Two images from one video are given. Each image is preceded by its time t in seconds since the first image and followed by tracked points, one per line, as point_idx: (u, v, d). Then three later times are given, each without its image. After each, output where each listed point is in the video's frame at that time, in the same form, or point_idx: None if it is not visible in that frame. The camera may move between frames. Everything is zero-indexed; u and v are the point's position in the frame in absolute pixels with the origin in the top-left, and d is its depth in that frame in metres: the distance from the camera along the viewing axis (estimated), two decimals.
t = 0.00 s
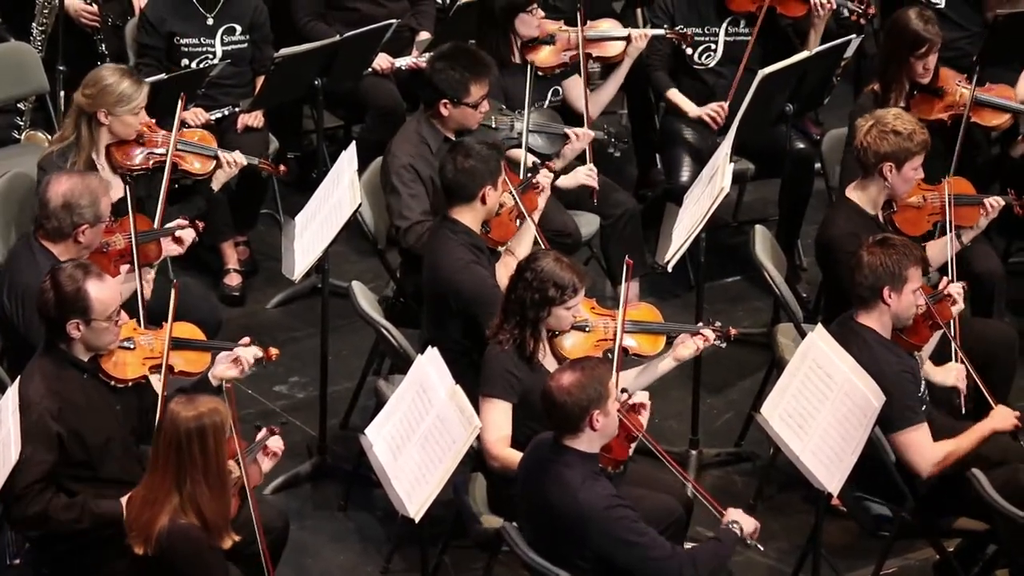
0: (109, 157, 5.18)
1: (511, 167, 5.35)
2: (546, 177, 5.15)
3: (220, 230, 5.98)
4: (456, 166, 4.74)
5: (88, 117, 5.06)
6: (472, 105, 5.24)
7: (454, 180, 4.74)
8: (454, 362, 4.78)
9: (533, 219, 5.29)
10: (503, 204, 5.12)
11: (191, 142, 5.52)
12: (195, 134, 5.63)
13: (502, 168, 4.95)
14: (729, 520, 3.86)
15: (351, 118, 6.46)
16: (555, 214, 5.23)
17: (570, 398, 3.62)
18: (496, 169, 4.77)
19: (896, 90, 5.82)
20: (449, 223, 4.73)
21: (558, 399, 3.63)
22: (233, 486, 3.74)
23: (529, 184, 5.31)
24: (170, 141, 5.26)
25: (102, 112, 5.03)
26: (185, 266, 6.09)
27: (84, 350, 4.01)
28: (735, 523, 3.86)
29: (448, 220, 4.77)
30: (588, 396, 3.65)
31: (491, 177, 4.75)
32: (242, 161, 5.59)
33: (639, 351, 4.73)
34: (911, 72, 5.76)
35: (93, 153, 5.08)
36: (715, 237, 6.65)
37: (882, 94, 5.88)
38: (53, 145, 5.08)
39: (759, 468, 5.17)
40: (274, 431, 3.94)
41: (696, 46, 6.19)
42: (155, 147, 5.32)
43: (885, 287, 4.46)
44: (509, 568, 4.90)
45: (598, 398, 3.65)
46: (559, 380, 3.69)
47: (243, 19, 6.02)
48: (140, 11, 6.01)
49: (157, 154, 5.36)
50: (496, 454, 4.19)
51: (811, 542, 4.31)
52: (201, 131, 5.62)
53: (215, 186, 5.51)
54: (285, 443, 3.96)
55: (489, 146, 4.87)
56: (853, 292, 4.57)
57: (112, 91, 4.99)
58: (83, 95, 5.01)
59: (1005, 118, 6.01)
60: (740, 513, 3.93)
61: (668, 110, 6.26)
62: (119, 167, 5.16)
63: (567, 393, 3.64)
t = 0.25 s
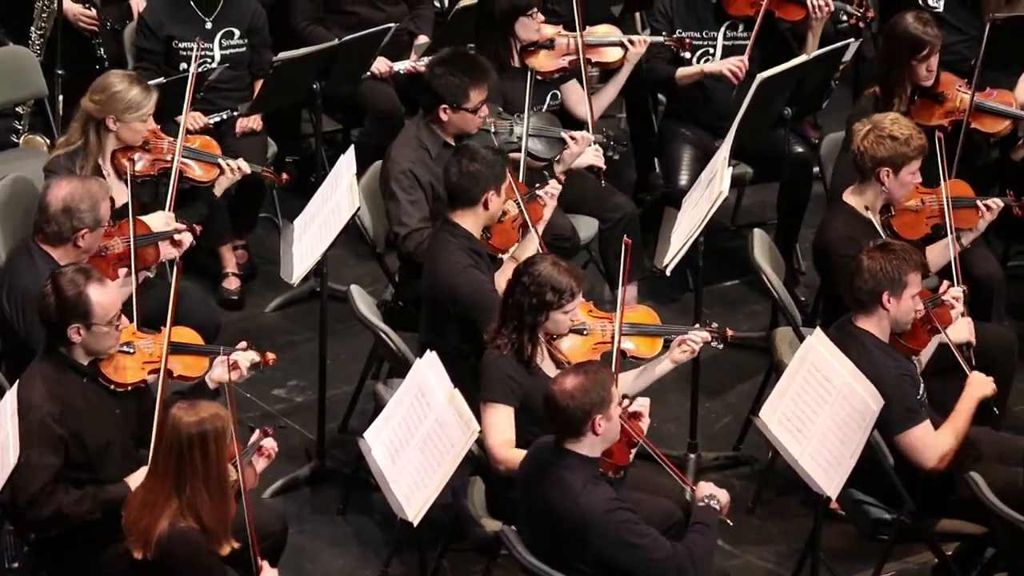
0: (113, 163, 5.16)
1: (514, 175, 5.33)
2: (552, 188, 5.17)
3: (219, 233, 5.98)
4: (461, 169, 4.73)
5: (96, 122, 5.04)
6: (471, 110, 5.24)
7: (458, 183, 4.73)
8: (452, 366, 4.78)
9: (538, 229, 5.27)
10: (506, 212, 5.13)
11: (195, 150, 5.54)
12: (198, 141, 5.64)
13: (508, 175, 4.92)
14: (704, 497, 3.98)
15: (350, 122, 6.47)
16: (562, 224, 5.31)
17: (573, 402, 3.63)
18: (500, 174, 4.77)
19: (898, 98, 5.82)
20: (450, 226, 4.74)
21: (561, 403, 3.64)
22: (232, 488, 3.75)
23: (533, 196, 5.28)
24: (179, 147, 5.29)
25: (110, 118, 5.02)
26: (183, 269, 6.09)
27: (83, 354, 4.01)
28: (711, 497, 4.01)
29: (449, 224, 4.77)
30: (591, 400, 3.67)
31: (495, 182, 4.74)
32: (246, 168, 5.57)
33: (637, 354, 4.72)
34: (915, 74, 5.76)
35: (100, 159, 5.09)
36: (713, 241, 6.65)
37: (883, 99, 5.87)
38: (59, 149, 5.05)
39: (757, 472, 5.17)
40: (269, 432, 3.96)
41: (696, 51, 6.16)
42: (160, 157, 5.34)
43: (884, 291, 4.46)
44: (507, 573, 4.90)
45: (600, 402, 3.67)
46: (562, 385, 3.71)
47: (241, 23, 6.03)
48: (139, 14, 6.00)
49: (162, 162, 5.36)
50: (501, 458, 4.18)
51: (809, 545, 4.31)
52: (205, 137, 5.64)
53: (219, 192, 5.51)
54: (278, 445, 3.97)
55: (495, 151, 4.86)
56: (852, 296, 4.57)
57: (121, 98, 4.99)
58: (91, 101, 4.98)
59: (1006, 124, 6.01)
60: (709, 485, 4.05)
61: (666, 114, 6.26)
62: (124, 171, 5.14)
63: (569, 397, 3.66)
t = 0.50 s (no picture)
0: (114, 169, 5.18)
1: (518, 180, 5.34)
2: (557, 193, 5.18)
3: (218, 235, 5.98)
4: (466, 171, 4.73)
5: (103, 132, 5.05)
6: (469, 110, 5.26)
7: (463, 184, 4.72)
8: (452, 368, 4.78)
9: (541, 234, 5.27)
10: (507, 216, 5.09)
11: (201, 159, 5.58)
12: (200, 148, 5.68)
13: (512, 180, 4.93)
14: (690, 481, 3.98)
15: (350, 124, 6.46)
16: (563, 228, 5.33)
17: (575, 404, 3.64)
18: (503, 177, 4.77)
19: (898, 101, 5.83)
20: (450, 228, 4.75)
21: (564, 404, 3.65)
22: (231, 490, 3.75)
23: (535, 201, 5.30)
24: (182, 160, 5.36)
25: (118, 129, 5.03)
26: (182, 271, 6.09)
27: (84, 356, 4.01)
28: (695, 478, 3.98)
29: (450, 225, 4.78)
30: (594, 402, 3.68)
31: (499, 185, 4.75)
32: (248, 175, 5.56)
33: (636, 357, 4.73)
34: (915, 79, 5.75)
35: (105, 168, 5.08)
36: (712, 242, 6.65)
37: (883, 101, 5.87)
38: (64, 155, 5.04)
39: (757, 473, 5.17)
40: (267, 436, 3.96)
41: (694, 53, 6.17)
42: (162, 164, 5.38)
43: (884, 292, 4.46)
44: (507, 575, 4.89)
45: (603, 404, 3.69)
46: (565, 386, 3.72)
47: (240, 24, 6.03)
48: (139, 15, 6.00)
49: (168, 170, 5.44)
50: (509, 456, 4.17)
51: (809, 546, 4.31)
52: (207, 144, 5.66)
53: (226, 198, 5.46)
54: (276, 449, 4.02)
55: (501, 155, 4.85)
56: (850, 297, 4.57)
57: (130, 110, 5.00)
58: (100, 111, 4.99)
59: (1004, 132, 6.02)
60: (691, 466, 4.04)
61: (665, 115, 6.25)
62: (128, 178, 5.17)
63: (573, 399, 3.66)
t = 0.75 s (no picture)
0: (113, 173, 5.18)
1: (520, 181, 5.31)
2: (558, 196, 5.17)
3: (217, 237, 5.98)
4: (467, 174, 4.72)
5: (103, 138, 5.06)
6: (469, 111, 5.24)
7: (464, 187, 4.71)
8: (450, 369, 4.77)
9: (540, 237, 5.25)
10: (508, 219, 5.09)
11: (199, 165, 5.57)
12: (199, 152, 5.68)
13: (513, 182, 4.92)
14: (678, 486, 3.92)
15: (348, 125, 6.46)
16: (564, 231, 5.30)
17: (575, 405, 3.64)
18: (503, 179, 4.78)
19: (901, 97, 5.81)
20: (450, 230, 4.75)
21: (564, 407, 3.65)
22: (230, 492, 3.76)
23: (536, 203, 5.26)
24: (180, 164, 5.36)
25: (118, 134, 5.04)
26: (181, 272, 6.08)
27: (83, 360, 4.02)
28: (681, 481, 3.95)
29: (450, 228, 4.78)
30: (593, 404, 3.68)
31: (499, 189, 4.75)
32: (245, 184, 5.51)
33: (634, 358, 4.74)
34: (917, 82, 5.75)
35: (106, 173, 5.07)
36: (711, 244, 6.65)
37: (887, 101, 5.88)
38: (63, 159, 5.03)
39: (755, 475, 5.17)
40: (266, 440, 3.97)
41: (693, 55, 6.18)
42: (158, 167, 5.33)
43: (884, 293, 4.46)
44: None
45: (603, 406, 3.68)
46: (565, 388, 3.71)
47: (239, 26, 6.02)
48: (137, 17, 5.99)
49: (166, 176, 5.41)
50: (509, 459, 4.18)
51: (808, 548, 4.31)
52: (205, 150, 5.65)
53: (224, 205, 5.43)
54: (274, 454, 4.02)
55: (501, 157, 4.86)
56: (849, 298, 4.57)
57: (130, 116, 5.00)
58: (101, 117, 5.00)
59: (1004, 137, 5.94)
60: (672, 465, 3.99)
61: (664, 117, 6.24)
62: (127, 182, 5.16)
63: (572, 401, 3.66)
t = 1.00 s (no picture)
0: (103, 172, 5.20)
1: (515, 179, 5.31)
2: (551, 198, 5.15)
3: (211, 238, 5.98)
4: (461, 176, 4.73)
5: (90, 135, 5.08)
6: (466, 113, 5.25)
7: (458, 189, 4.73)
8: (444, 370, 4.78)
9: (533, 238, 5.23)
10: (502, 219, 5.11)
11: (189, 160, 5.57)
12: (189, 149, 5.67)
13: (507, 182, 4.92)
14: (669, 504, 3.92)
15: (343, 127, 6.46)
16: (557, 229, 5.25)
17: (567, 407, 3.65)
18: (497, 181, 4.78)
19: (894, 96, 5.80)
20: (444, 232, 4.76)
21: (556, 409, 3.66)
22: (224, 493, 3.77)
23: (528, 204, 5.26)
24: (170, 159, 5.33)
25: (104, 131, 5.06)
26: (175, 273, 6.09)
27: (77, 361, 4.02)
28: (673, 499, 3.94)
29: (445, 230, 4.79)
30: (585, 404, 3.69)
31: (493, 189, 4.75)
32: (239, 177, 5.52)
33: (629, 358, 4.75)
34: (911, 82, 5.74)
35: (94, 169, 5.07)
36: (704, 246, 6.65)
37: (880, 102, 5.88)
38: (52, 160, 5.01)
39: (749, 476, 5.17)
40: (259, 443, 3.96)
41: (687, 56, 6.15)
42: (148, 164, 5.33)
43: (877, 294, 4.47)
44: None
45: (594, 407, 3.70)
46: (557, 390, 3.72)
47: (233, 28, 6.02)
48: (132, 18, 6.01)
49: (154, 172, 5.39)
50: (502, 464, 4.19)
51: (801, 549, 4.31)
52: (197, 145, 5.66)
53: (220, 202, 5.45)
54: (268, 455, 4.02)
55: (495, 157, 4.85)
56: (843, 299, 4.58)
57: (117, 111, 5.03)
58: (86, 114, 5.03)
59: (996, 139, 5.92)
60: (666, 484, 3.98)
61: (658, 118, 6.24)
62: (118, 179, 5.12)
63: (564, 403, 3.67)
